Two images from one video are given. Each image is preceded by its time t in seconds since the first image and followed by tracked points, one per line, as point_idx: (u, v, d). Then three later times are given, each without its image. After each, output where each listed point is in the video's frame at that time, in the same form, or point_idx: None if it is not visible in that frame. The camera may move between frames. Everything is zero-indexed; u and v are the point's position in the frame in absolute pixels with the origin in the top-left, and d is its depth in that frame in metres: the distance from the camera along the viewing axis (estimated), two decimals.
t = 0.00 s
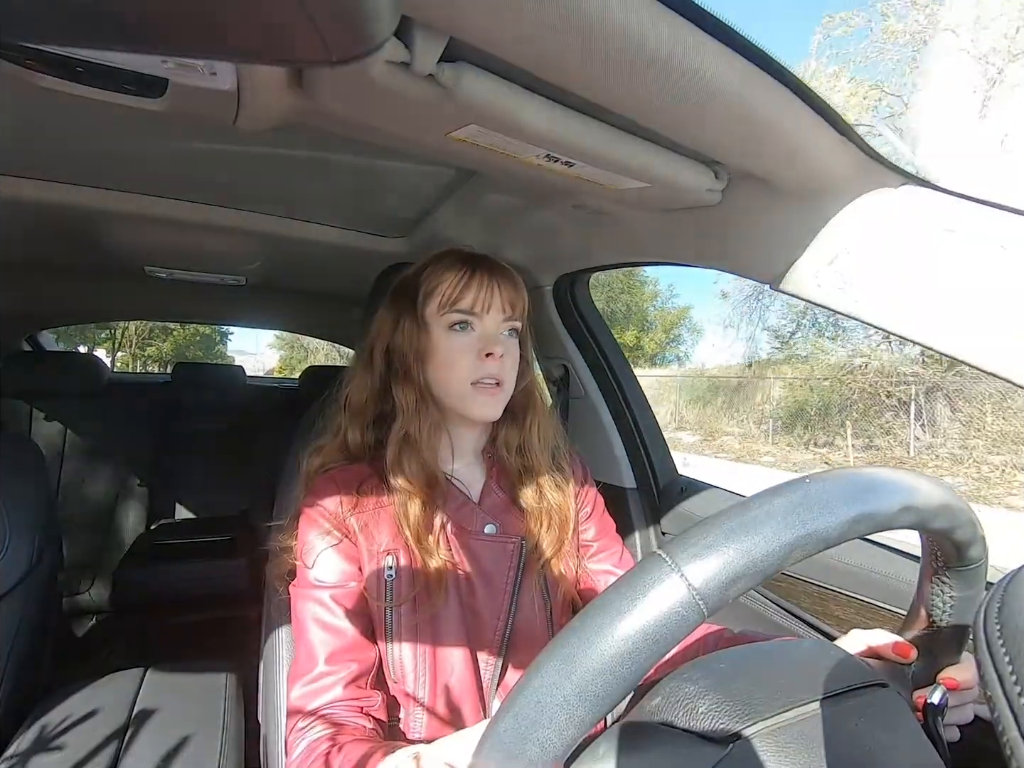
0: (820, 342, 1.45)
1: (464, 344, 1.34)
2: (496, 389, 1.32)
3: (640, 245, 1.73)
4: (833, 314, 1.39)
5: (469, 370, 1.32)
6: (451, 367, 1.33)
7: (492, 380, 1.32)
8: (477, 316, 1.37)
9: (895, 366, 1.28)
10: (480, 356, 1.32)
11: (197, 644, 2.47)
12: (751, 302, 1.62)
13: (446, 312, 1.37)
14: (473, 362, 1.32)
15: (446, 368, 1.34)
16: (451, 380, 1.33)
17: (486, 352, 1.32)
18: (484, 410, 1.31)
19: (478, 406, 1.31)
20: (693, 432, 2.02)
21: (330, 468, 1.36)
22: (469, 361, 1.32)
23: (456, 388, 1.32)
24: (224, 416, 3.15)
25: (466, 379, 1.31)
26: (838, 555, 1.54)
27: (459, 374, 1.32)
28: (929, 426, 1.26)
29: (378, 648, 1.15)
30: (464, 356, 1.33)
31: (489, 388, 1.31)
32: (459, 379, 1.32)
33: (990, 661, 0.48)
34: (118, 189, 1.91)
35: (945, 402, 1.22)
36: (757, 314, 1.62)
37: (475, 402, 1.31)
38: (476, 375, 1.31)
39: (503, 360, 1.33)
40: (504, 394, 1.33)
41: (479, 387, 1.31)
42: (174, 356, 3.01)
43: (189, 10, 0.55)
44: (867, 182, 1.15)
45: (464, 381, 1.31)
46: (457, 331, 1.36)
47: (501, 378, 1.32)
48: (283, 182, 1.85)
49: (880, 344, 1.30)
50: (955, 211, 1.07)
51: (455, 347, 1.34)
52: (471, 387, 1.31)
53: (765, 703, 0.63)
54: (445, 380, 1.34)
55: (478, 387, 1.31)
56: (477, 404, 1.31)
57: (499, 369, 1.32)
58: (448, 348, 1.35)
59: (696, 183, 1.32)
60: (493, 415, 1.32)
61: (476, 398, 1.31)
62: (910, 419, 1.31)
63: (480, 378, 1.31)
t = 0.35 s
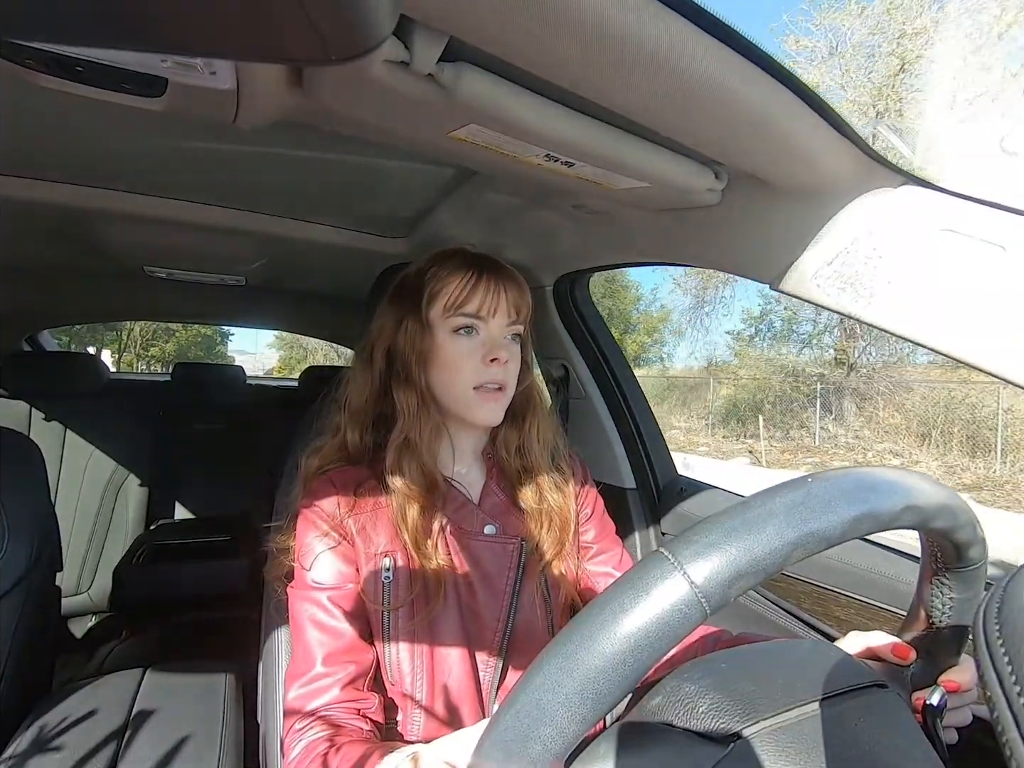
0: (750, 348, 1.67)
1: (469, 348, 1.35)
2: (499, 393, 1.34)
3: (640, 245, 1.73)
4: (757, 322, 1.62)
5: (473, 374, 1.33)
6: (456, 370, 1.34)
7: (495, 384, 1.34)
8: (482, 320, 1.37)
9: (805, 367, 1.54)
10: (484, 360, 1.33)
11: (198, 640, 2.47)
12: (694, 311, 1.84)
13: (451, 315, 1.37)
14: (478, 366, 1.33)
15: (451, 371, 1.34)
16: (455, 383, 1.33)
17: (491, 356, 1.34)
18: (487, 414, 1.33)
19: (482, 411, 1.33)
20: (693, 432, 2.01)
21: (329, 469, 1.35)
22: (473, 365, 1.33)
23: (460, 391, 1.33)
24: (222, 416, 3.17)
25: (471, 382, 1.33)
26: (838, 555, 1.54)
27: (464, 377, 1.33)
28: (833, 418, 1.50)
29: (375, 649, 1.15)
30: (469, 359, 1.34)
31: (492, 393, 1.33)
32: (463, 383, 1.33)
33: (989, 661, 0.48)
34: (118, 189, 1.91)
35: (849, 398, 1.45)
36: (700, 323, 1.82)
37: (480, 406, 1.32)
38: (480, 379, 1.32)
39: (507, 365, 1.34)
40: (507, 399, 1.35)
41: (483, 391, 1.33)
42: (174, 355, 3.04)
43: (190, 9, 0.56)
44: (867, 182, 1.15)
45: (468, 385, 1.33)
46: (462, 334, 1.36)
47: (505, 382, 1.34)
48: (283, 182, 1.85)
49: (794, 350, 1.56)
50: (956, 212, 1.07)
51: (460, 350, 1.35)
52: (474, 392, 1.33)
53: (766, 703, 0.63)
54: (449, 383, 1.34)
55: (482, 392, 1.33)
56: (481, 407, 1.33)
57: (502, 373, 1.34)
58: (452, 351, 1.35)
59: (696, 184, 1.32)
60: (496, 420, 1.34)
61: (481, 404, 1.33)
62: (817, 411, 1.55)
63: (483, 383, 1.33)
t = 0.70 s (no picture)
0: (712, 350, 1.79)
1: (484, 349, 1.37)
2: (510, 394, 1.36)
3: (640, 245, 1.73)
4: (707, 327, 1.77)
5: (489, 375, 1.35)
6: (471, 370, 1.36)
7: (506, 385, 1.36)
8: (500, 323, 1.39)
9: (749, 367, 1.70)
10: (500, 361, 1.36)
11: (200, 633, 2.47)
12: (655, 316, 1.99)
13: (471, 316, 1.39)
14: (493, 367, 1.35)
15: (467, 371, 1.36)
16: (470, 383, 1.36)
17: (506, 358, 1.36)
18: (500, 412, 1.34)
19: (494, 409, 1.34)
20: (694, 432, 2.01)
21: (332, 466, 1.35)
22: (489, 366, 1.35)
23: (474, 391, 1.35)
24: (221, 416, 3.19)
25: (486, 383, 1.35)
26: (839, 555, 1.53)
27: (478, 377, 1.35)
28: (774, 414, 1.65)
29: (375, 646, 1.16)
30: (485, 361, 1.36)
31: (504, 393, 1.35)
32: (478, 383, 1.35)
33: (990, 662, 0.48)
34: (119, 190, 1.91)
35: (788, 395, 1.60)
36: (672, 322, 1.91)
37: (492, 406, 1.34)
38: (494, 379, 1.35)
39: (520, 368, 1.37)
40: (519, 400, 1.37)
41: (497, 391, 1.35)
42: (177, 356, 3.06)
43: (191, 11, 0.56)
44: (867, 181, 1.15)
45: (483, 385, 1.35)
46: (480, 335, 1.38)
47: (516, 383, 1.36)
48: (283, 182, 1.85)
49: (738, 352, 1.71)
50: (956, 212, 1.07)
51: (475, 351, 1.37)
52: (489, 391, 1.35)
53: (766, 703, 0.63)
54: (465, 384, 1.36)
55: (495, 391, 1.35)
56: (493, 406, 1.34)
57: (515, 374, 1.36)
58: (467, 352, 1.37)
59: (697, 184, 1.32)
60: (509, 417, 1.34)
61: (493, 403, 1.34)
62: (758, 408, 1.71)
63: (496, 383, 1.35)
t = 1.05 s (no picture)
0: (690, 352, 1.93)
1: (484, 350, 1.37)
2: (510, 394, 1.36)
3: (641, 246, 1.73)
4: (675, 334, 1.96)
5: (489, 376, 1.35)
6: (471, 370, 1.36)
7: (507, 385, 1.36)
8: (499, 324, 1.40)
9: (722, 367, 1.86)
10: (500, 362, 1.36)
11: (198, 638, 2.46)
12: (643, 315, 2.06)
13: (471, 317, 1.39)
14: (493, 368, 1.35)
15: (467, 371, 1.36)
16: (470, 383, 1.35)
17: (506, 359, 1.36)
18: (500, 412, 1.34)
19: (495, 409, 1.34)
20: (697, 430, 2.02)
21: (332, 466, 1.35)
22: (489, 367, 1.35)
23: (474, 391, 1.35)
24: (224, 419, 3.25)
25: (486, 383, 1.35)
26: (839, 556, 1.53)
27: (479, 377, 1.35)
28: (738, 406, 1.84)
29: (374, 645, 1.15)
30: (484, 361, 1.36)
31: (505, 393, 1.35)
32: (477, 383, 1.35)
33: (991, 664, 0.47)
34: (119, 190, 1.91)
35: (745, 395, 1.80)
36: (662, 318, 1.97)
37: (492, 405, 1.34)
38: (495, 380, 1.35)
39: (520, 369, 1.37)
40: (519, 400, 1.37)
41: (497, 391, 1.35)
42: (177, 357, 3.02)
43: (192, 10, 0.55)
44: (866, 182, 1.15)
45: (483, 385, 1.34)
46: (480, 336, 1.38)
47: (516, 384, 1.36)
48: (284, 182, 1.85)
49: (702, 356, 1.91)
50: (956, 212, 1.07)
51: (476, 352, 1.37)
52: (489, 391, 1.34)
53: (766, 703, 0.63)
54: (464, 384, 1.36)
55: (495, 391, 1.35)
56: (494, 406, 1.34)
57: (515, 375, 1.36)
58: (467, 352, 1.37)
59: (698, 184, 1.32)
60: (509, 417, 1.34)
61: (493, 403, 1.34)
62: (720, 407, 1.92)
63: (497, 384, 1.35)
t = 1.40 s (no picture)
0: (671, 352, 2.00)
1: (477, 349, 1.36)
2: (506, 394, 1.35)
3: (640, 245, 1.73)
4: (649, 338, 2.07)
5: (482, 375, 1.34)
6: (463, 371, 1.35)
7: (501, 385, 1.35)
8: (491, 324, 1.39)
9: (704, 369, 1.92)
10: (493, 362, 1.35)
11: (198, 639, 2.46)
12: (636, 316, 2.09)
13: (463, 317, 1.38)
14: (487, 368, 1.34)
15: (458, 371, 1.36)
16: (463, 383, 1.35)
17: (500, 359, 1.35)
18: (494, 413, 1.33)
19: (489, 410, 1.33)
20: (699, 429, 2.03)
21: (333, 466, 1.36)
22: (481, 367, 1.34)
23: (468, 391, 1.34)
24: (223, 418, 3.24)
25: (479, 383, 1.34)
26: (839, 555, 1.53)
27: (472, 378, 1.34)
28: (710, 401, 1.94)
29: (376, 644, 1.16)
30: (476, 361, 1.35)
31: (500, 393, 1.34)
32: (470, 383, 1.34)
33: (992, 665, 0.47)
34: (119, 190, 1.91)
35: (712, 392, 1.92)
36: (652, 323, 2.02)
37: (487, 405, 1.33)
38: (488, 380, 1.34)
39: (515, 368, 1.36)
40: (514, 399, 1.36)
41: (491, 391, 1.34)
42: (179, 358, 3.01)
43: (191, 10, 0.55)
44: (866, 181, 1.15)
45: (476, 385, 1.34)
46: (473, 336, 1.37)
47: (512, 383, 1.35)
48: (284, 182, 1.85)
49: (680, 356, 1.98)
50: (955, 211, 1.07)
51: (469, 352, 1.36)
52: (483, 391, 1.34)
53: (768, 702, 0.63)
54: (456, 384, 1.36)
55: (490, 391, 1.34)
56: (489, 406, 1.34)
57: (509, 375, 1.35)
58: (459, 351, 1.36)
59: (698, 184, 1.32)
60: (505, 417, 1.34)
61: (487, 403, 1.33)
62: (694, 409, 2.03)
63: (491, 383, 1.34)
